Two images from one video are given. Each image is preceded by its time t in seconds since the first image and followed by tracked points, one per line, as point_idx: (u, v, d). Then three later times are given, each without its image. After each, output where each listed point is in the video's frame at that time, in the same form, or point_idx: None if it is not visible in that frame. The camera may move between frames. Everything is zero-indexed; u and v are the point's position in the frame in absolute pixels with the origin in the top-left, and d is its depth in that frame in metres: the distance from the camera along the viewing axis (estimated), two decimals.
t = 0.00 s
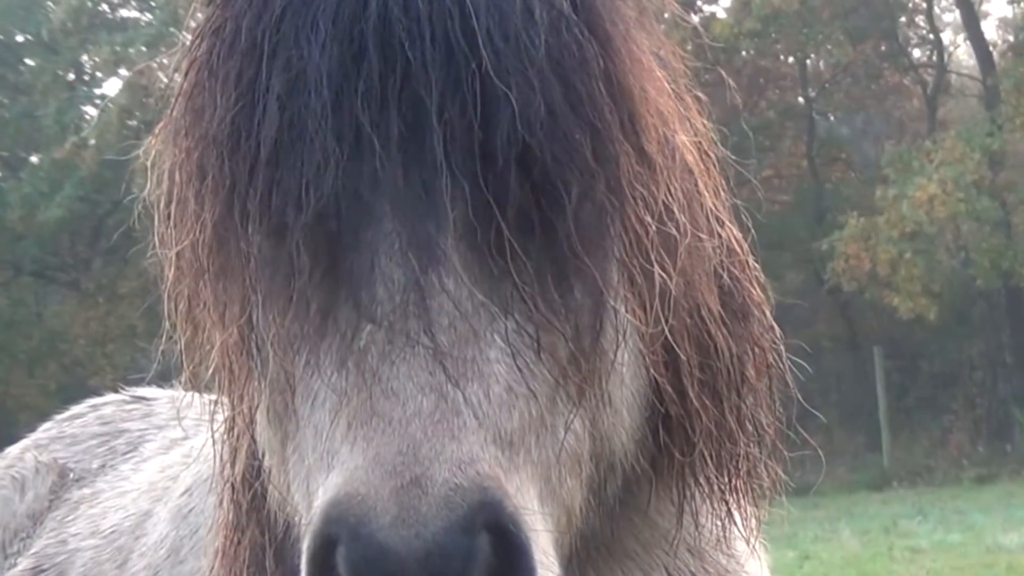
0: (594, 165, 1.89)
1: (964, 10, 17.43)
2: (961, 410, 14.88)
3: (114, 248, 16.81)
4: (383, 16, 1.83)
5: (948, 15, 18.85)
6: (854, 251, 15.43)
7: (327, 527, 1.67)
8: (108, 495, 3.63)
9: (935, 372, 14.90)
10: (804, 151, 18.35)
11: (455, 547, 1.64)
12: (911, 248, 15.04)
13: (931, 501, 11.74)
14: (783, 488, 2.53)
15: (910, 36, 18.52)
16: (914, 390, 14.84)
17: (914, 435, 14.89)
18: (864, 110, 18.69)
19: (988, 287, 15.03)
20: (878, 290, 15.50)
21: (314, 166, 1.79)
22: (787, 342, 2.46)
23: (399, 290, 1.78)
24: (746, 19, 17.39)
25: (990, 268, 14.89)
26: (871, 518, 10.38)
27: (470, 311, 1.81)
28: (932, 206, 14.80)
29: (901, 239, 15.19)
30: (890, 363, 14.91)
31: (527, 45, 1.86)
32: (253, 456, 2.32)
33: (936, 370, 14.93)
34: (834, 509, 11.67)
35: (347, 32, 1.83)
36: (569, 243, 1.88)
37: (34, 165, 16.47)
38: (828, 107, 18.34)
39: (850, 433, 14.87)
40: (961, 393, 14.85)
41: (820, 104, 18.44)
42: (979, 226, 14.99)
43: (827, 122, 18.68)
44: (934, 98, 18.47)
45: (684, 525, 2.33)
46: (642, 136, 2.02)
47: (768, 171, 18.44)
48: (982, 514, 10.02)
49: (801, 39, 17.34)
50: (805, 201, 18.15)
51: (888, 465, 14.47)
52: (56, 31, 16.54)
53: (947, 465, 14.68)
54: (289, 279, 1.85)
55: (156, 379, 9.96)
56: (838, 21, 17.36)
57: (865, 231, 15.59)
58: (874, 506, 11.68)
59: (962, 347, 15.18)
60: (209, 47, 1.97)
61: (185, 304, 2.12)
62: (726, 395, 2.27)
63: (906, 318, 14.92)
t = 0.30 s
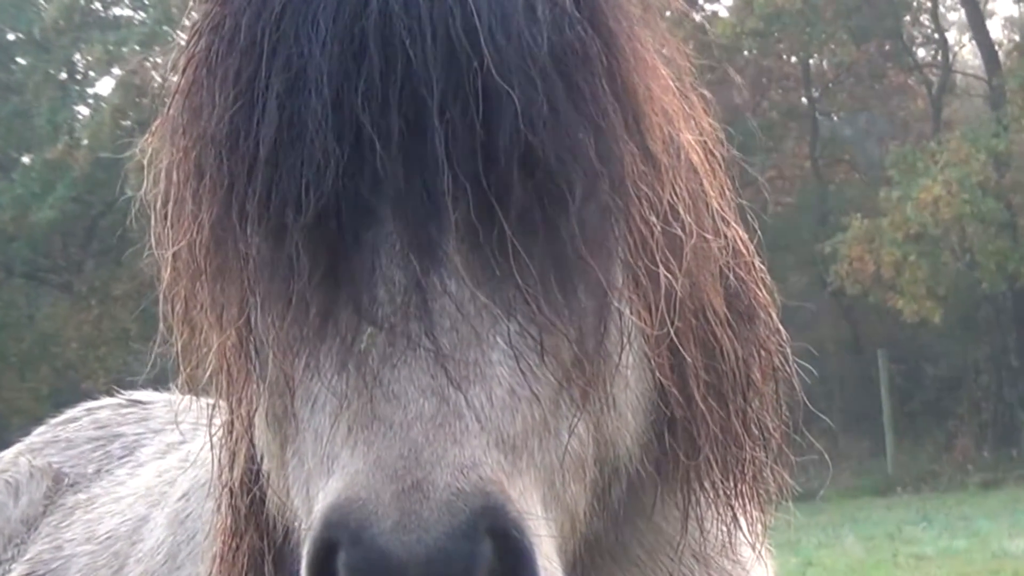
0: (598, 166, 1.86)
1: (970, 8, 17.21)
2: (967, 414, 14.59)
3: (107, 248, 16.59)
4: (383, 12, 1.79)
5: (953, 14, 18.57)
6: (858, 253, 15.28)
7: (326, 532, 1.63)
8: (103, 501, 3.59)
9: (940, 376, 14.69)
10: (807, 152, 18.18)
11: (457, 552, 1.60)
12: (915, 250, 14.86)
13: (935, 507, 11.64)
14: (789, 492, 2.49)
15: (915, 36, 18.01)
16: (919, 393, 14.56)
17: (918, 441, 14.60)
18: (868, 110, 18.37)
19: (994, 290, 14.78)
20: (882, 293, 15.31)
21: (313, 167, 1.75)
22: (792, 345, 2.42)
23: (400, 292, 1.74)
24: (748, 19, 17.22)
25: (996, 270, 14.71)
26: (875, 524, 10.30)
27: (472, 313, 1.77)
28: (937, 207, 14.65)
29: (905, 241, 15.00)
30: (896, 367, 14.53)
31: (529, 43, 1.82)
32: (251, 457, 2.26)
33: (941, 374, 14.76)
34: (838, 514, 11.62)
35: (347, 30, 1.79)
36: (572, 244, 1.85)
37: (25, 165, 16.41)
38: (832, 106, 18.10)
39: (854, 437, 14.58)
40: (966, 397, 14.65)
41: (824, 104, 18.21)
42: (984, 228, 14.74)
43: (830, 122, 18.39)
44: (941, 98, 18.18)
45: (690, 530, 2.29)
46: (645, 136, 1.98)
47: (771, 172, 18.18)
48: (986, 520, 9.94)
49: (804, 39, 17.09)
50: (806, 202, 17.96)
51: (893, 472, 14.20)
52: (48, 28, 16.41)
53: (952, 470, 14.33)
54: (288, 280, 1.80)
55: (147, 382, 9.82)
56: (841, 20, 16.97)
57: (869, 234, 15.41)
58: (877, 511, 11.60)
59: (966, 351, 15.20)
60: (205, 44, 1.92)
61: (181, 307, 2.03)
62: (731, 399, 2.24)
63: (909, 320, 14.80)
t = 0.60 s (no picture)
0: (605, 166, 1.81)
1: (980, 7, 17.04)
2: (976, 419, 14.21)
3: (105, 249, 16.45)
4: (386, 10, 1.76)
5: (963, 12, 18.22)
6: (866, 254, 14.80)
7: (327, 537, 1.58)
8: (102, 505, 3.54)
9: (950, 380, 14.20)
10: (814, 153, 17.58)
11: (462, 557, 1.56)
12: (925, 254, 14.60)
13: (945, 512, 11.51)
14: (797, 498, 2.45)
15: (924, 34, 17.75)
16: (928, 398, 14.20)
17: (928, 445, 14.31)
18: (876, 110, 17.87)
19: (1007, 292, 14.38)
20: (891, 296, 14.89)
21: (315, 167, 1.70)
22: (802, 349, 2.38)
23: (404, 293, 1.69)
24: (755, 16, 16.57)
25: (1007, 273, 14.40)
26: (885, 530, 10.20)
27: (476, 316, 1.72)
28: (946, 209, 14.42)
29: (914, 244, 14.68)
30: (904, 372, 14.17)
31: (533, 42, 1.78)
32: (252, 460, 2.21)
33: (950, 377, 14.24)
34: (846, 520, 11.53)
35: (349, 29, 1.75)
36: (581, 245, 1.80)
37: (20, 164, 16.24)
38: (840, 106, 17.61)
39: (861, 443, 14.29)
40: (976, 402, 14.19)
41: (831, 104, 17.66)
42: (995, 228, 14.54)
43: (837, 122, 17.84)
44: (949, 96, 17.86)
45: (698, 535, 2.25)
46: (655, 134, 1.93)
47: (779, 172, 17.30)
48: (997, 526, 9.85)
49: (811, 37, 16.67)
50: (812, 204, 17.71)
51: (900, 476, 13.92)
52: (45, 26, 16.26)
53: (961, 475, 14.07)
54: (289, 282, 1.75)
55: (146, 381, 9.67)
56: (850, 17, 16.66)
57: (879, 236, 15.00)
58: (885, 517, 11.49)
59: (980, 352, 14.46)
60: (203, 42, 1.88)
61: (179, 310, 1.97)
62: (739, 403, 2.19)
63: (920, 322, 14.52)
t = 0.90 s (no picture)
0: (627, 167, 1.77)
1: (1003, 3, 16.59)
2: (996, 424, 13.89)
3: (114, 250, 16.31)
4: (405, 8, 1.72)
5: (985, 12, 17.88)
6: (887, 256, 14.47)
7: (348, 545, 1.54)
8: (112, 509, 3.52)
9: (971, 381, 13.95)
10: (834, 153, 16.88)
11: (486, 567, 1.51)
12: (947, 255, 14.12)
13: (965, 518, 11.34)
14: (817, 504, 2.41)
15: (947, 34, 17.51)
16: (948, 401, 13.93)
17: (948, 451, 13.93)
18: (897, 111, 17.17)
19: None
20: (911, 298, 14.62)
21: (333, 167, 1.66)
22: (823, 352, 2.34)
23: (424, 297, 1.65)
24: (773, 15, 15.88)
25: None
26: (906, 538, 10.06)
27: (499, 319, 1.68)
28: (968, 211, 13.99)
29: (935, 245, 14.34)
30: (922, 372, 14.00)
31: (554, 41, 1.74)
32: (269, 465, 2.17)
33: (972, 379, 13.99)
34: (864, 527, 11.38)
35: (368, 28, 1.71)
36: (604, 247, 1.76)
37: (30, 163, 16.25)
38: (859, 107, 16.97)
39: (881, 448, 14.09)
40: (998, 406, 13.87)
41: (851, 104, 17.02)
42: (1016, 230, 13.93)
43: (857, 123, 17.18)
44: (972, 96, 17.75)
45: (718, 542, 2.20)
46: (678, 135, 1.89)
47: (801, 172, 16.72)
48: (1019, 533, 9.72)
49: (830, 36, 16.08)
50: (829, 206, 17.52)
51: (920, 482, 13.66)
52: (53, 23, 16.20)
53: (984, 481, 13.80)
54: (307, 286, 1.71)
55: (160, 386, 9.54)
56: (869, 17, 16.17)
57: (898, 237, 14.65)
58: (904, 524, 11.33)
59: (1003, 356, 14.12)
60: (219, 41, 1.84)
61: (195, 312, 1.93)
62: (760, 408, 2.15)
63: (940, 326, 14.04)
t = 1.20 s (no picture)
0: (660, 172, 1.73)
1: None
2: None
3: (128, 250, 16.02)
4: (435, 9, 1.68)
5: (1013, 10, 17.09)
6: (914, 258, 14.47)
7: (377, 557, 1.50)
8: (127, 513, 3.50)
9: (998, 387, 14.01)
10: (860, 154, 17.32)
11: None
12: (973, 258, 14.13)
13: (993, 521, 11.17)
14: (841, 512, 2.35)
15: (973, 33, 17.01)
16: (975, 408, 13.94)
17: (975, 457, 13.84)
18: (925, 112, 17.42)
19: None
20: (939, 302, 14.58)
21: (362, 173, 1.63)
22: (852, 359, 2.28)
23: (455, 304, 1.62)
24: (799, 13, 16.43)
25: None
26: (937, 540, 9.89)
27: (530, 327, 1.64)
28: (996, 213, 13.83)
29: (961, 248, 14.19)
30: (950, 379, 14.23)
31: (587, 45, 1.71)
32: (288, 474, 2.13)
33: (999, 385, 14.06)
34: (890, 531, 11.23)
35: (397, 31, 1.68)
36: (636, 253, 1.72)
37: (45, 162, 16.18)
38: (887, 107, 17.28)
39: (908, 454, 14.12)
40: None
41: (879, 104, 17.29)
42: None
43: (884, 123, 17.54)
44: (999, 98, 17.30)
45: (745, 553, 2.15)
46: (710, 139, 1.85)
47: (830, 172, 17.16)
48: None
49: (857, 35, 16.40)
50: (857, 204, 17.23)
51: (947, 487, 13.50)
52: (70, 20, 16.22)
53: (1011, 487, 13.62)
54: (335, 292, 1.67)
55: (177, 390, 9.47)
56: (897, 17, 16.37)
57: (925, 239, 14.60)
58: (933, 527, 11.16)
59: None
60: (243, 41, 1.80)
61: (217, 317, 1.90)
62: (787, 416, 2.09)
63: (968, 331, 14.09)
